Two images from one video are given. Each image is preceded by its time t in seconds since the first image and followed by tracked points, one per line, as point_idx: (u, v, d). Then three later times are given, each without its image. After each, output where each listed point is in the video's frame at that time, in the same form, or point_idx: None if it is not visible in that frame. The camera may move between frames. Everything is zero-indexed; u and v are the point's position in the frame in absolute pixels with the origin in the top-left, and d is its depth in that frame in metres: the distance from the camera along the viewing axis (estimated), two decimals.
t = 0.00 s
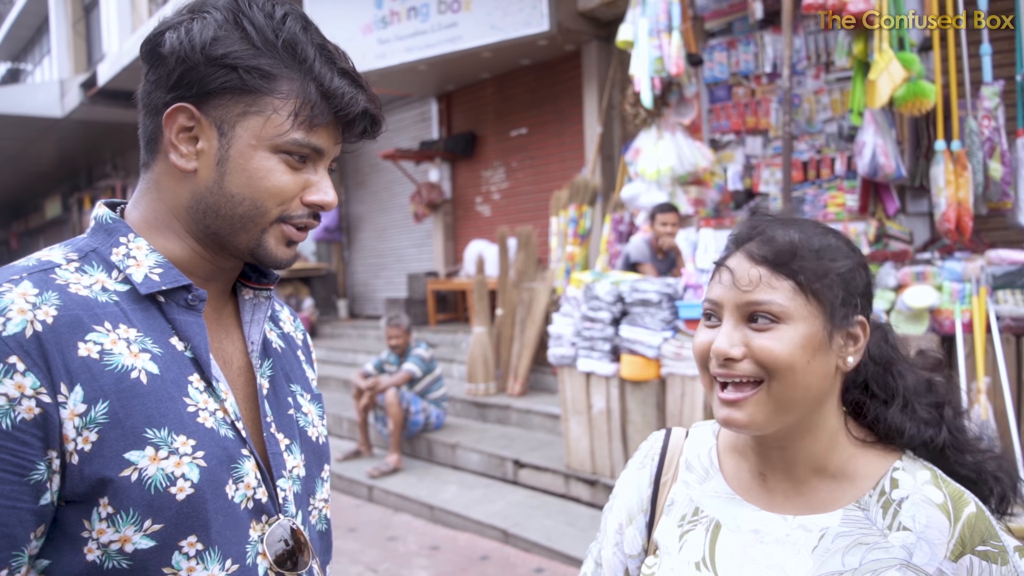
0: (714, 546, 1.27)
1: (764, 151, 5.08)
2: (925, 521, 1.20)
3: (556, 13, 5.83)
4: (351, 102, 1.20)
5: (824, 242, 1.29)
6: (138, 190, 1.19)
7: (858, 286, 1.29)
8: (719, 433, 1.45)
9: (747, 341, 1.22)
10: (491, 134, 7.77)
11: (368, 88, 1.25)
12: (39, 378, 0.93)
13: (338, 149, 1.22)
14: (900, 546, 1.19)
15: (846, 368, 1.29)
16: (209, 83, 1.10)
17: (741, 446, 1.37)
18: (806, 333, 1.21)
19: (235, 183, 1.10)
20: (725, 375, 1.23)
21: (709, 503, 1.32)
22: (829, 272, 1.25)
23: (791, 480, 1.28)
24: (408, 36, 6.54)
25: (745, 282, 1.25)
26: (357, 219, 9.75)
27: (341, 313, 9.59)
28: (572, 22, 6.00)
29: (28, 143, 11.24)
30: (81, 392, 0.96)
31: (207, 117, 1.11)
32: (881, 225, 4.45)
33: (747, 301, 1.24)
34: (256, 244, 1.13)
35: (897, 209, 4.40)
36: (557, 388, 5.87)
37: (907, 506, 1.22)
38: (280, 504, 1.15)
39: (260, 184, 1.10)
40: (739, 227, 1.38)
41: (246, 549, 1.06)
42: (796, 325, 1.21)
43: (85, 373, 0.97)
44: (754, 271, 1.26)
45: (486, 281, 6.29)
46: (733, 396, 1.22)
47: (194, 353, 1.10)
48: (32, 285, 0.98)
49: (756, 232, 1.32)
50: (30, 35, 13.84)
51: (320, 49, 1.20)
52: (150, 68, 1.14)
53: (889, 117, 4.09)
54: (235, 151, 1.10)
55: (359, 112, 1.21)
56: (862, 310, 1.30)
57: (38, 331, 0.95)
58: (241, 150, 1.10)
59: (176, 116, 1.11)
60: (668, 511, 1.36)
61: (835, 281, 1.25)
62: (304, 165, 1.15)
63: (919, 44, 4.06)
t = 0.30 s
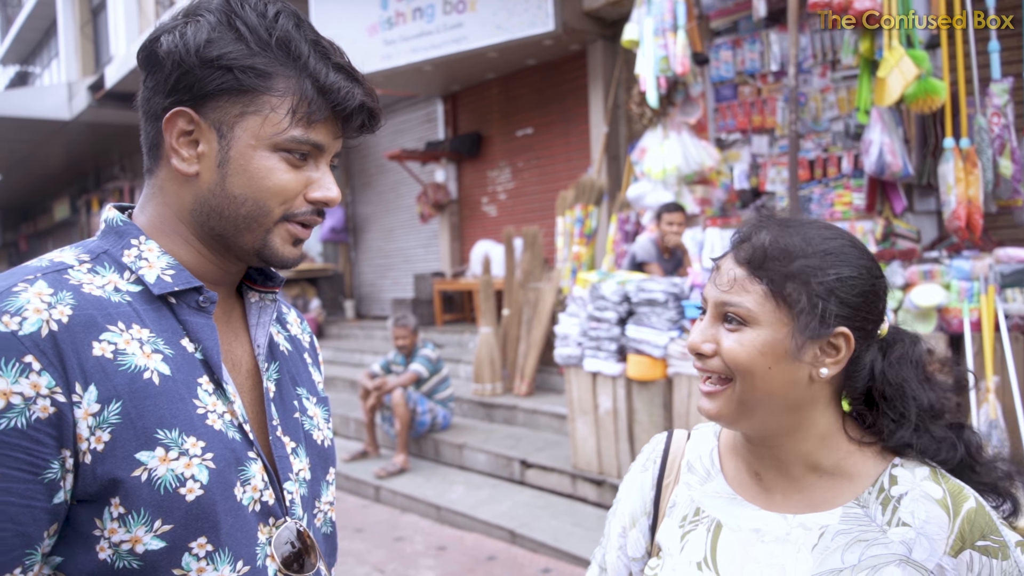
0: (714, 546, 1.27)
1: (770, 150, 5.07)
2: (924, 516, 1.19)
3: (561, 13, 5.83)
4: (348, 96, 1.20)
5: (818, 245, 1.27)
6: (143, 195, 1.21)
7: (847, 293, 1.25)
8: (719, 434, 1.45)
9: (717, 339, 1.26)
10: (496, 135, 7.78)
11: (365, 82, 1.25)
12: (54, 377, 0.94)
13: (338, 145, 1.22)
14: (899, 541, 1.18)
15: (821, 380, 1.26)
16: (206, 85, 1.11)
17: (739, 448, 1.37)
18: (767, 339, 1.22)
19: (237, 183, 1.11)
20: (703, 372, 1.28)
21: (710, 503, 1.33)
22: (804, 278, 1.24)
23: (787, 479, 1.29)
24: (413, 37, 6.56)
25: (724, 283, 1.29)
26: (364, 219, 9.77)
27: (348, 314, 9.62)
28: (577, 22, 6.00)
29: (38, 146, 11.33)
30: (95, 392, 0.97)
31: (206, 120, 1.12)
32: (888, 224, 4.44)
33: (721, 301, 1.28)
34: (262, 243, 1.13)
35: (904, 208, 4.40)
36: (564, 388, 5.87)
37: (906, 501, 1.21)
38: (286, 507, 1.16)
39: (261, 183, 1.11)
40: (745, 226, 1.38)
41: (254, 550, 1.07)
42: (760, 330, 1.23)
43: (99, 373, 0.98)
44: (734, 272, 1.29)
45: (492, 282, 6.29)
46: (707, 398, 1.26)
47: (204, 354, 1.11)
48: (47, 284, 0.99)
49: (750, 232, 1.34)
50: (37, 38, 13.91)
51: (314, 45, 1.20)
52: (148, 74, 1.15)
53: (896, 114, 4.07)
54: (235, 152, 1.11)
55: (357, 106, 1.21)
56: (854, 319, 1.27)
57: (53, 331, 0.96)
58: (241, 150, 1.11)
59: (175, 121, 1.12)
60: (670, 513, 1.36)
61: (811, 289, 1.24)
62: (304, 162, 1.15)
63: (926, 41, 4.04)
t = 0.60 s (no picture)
0: (729, 549, 1.27)
1: (781, 150, 5.05)
2: (944, 523, 1.19)
3: (571, 13, 5.83)
4: (340, 82, 1.20)
5: (826, 235, 1.30)
6: (152, 198, 1.23)
7: (860, 278, 1.28)
8: (734, 434, 1.45)
9: (738, 336, 1.25)
10: (507, 135, 7.78)
11: (359, 69, 1.25)
12: (76, 371, 0.95)
13: (337, 134, 1.23)
14: (919, 548, 1.18)
15: (846, 366, 1.27)
16: (200, 82, 1.12)
17: (755, 449, 1.36)
18: (791, 329, 1.22)
19: (234, 177, 1.12)
20: (719, 372, 1.27)
21: (725, 505, 1.33)
22: (818, 265, 1.26)
23: (805, 481, 1.28)
24: (423, 38, 6.58)
25: (737, 280, 1.30)
26: (374, 220, 9.80)
27: (359, 314, 9.66)
28: (587, 22, 5.99)
29: (54, 148, 11.45)
30: (115, 385, 0.98)
31: (203, 117, 1.14)
32: (900, 223, 4.40)
33: (738, 299, 1.28)
34: (264, 237, 1.14)
35: (917, 207, 4.37)
36: (574, 389, 5.87)
37: (926, 508, 1.20)
38: (301, 504, 1.17)
39: (258, 175, 1.12)
40: (748, 227, 1.41)
41: (269, 547, 1.08)
42: (782, 320, 1.23)
43: (119, 367, 0.99)
44: (746, 269, 1.30)
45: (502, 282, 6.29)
46: (724, 393, 1.25)
47: (220, 351, 1.12)
48: (66, 281, 1.01)
49: (758, 229, 1.36)
50: (52, 40, 14.04)
51: (305, 35, 1.21)
52: (150, 79, 1.18)
53: (909, 113, 4.05)
54: (230, 146, 1.12)
55: (350, 91, 1.21)
56: (869, 304, 1.29)
57: (74, 325, 0.97)
58: (237, 143, 1.12)
59: (174, 120, 1.14)
60: (684, 514, 1.36)
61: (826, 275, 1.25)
62: (302, 152, 1.16)
63: (939, 39, 4.01)
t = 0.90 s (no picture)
0: (740, 550, 1.27)
1: (789, 149, 5.03)
2: (956, 524, 1.19)
3: (578, 13, 5.83)
4: (319, 68, 1.19)
5: (849, 239, 1.28)
6: (152, 199, 1.26)
7: (878, 287, 1.26)
8: (744, 434, 1.45)
9: (747, 334, 1.26)
10: (514, 135, 7.79)
11: (342, 54, 1.25)
12: (73, 374, 0.95)
13: (325, 121, 1.22)
14: (931, 550, 1.18)
15: (854, 374, 1.26)
16: (184, 80, 1.14)
17: (765, 451, 1.36)
18: (800, 332, 1.23)
19: (220, 172, 1.13)
20: (728, 367, 1.28)
21: (736, 506, 1.33)
22: (836, 271, 1.25)
23: (815, 483, 1.28)
24: (431, 39, 6.60)
25: (752, 278, 1.30)
26: (382, 221, 9.83)
27: (367, 315, 9.68)
28: (594, 22, 6.00)
29: (64, 149, 11.53)
30: (114, 387, 0.99)
31: (190, 115, 1.15)
32: (909, 223, 4.38)
33: (750, 296, 1.28)
34: (257, 231, 1.14)
35: (925, 207, 4.34)
36: (582, 389, 5.87)
37: (938, 509, 1.20)
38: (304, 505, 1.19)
39: (244, 167, 1.12)
40: (770, 224, 1.40)
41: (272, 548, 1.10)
42: (792, 323, 1.23)
43: (118, 369, 1.00)
44: (763, 267, 1.30)
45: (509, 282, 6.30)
46: (731, 389, 1.26)
47: (221, 352, 1.14)
48: (64, 284, 1.02)
49: (779, 228, 1.35)
50: (63, 42, 14.13)
51: (285, 25, 1.22)
52: (141, 83, 1.21)
53: (917, 113, 4.03)
54: (216, 141, 1.13)
55: (330, 77, 1.20)
56: (885, 313, 1.27)
57: (71, 328, 0.98)
58: (221, 137, 1.13)
59: (164, 119, 1.16)
60: (694, 515, 1.36)
61: (842, 281, 1.25)
62: (288, 143, 1.16)
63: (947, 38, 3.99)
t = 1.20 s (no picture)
0: (746, 546, 1.27)
1: (792, 147, 5.01)
2: (966, 519, 1.18)
3: (580, 10, 5.82)
4: (338, 75, 1.22)
5: (865, 240, 1.27)
6: (145, 194, 1.24)
7: (891, 289, 1.25)
8: (748, 430, 1.45)
9: (755, 335, 1.25)
10: (517, 133, 7.78)
11: (353, 58, 1.28)
12: (57, 358, 0.96)
13: (334, 125, 1.25)
14: (940, 545, 1.17)
15: (861, 376, 1.26)
16: (196, 83, 1.13)
17: (771, 447, 1.36)
18: (807, 334, 1.22)
19: (238, 178, 1.14)
20: (732, 364, 1.28)
21: (741, 502, 1.32)
22: (849, 274, 1.24)
23: (821, 478, 1.29)
24: (433, 36, 6.59)
25: (763, 276, 1.29)
26: (385, 218, 9.83)
27: (370, 313, 9.69)
28: (597, 19, 5.98)
29: (67, 147, 11.54)
30: (91, 374, 0.99)
31: (201, 118, 1.14)
32: (913, 221, 4.38)
33: (759, 294, 1.28)
34: (267, 237, 1.16)
35: (929, 205, 4.33)
36: (584, 387, 5.86)
37: (947, 504, 1.20)
38: (291, 498, 1.17)
39: (264, 174, 1.14)
40: (782, 220, 1.39)
41: (259, 541, 1.09)
42: (801, 324, 1.23)
43: (96, 357, 1.00)
44: (773, 264, 1.29)
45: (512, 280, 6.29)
46: (735, 385, 1.26)
47: (206, 342, 1.13)
48: (44, 274, 1.02)
49: (791, 225, 1.34)
50: (65, 40, 14.12)
51: (297, 27, 1.23)
52: (136, 79, 1.18)
53: (920, 110, 4.02)
54: (233, 147, 1.14)
55: (347, 83, 1.24)
56: (897, 315, 1.27)
57: (52, 315, 0.98)
58: (240, 143, 1.14)
59: (171, 121, 1.15)
60: (699, 512, 1.36)
61: (856, 284, 1.24)
62: (303, 149, 1.18)
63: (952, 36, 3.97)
